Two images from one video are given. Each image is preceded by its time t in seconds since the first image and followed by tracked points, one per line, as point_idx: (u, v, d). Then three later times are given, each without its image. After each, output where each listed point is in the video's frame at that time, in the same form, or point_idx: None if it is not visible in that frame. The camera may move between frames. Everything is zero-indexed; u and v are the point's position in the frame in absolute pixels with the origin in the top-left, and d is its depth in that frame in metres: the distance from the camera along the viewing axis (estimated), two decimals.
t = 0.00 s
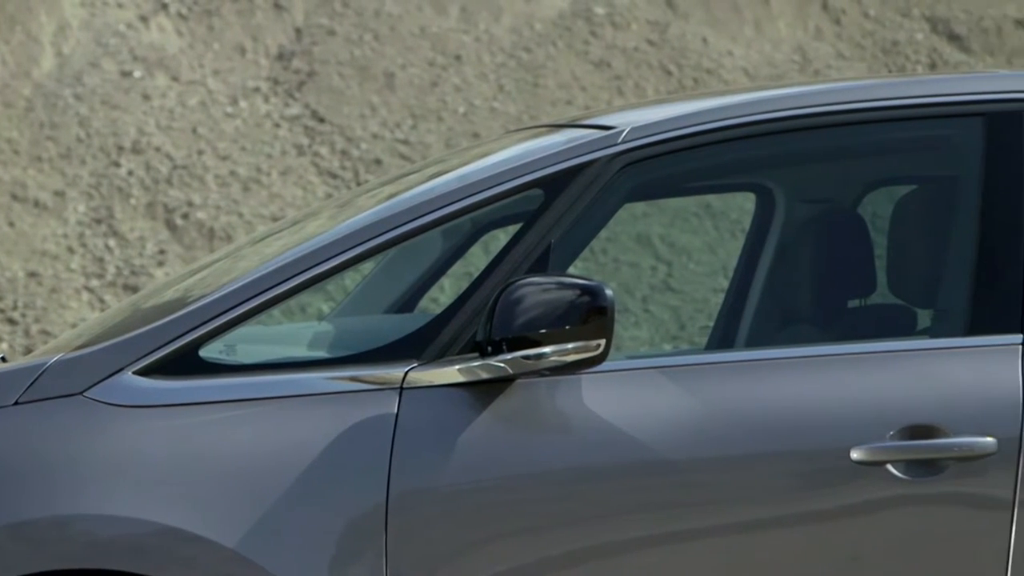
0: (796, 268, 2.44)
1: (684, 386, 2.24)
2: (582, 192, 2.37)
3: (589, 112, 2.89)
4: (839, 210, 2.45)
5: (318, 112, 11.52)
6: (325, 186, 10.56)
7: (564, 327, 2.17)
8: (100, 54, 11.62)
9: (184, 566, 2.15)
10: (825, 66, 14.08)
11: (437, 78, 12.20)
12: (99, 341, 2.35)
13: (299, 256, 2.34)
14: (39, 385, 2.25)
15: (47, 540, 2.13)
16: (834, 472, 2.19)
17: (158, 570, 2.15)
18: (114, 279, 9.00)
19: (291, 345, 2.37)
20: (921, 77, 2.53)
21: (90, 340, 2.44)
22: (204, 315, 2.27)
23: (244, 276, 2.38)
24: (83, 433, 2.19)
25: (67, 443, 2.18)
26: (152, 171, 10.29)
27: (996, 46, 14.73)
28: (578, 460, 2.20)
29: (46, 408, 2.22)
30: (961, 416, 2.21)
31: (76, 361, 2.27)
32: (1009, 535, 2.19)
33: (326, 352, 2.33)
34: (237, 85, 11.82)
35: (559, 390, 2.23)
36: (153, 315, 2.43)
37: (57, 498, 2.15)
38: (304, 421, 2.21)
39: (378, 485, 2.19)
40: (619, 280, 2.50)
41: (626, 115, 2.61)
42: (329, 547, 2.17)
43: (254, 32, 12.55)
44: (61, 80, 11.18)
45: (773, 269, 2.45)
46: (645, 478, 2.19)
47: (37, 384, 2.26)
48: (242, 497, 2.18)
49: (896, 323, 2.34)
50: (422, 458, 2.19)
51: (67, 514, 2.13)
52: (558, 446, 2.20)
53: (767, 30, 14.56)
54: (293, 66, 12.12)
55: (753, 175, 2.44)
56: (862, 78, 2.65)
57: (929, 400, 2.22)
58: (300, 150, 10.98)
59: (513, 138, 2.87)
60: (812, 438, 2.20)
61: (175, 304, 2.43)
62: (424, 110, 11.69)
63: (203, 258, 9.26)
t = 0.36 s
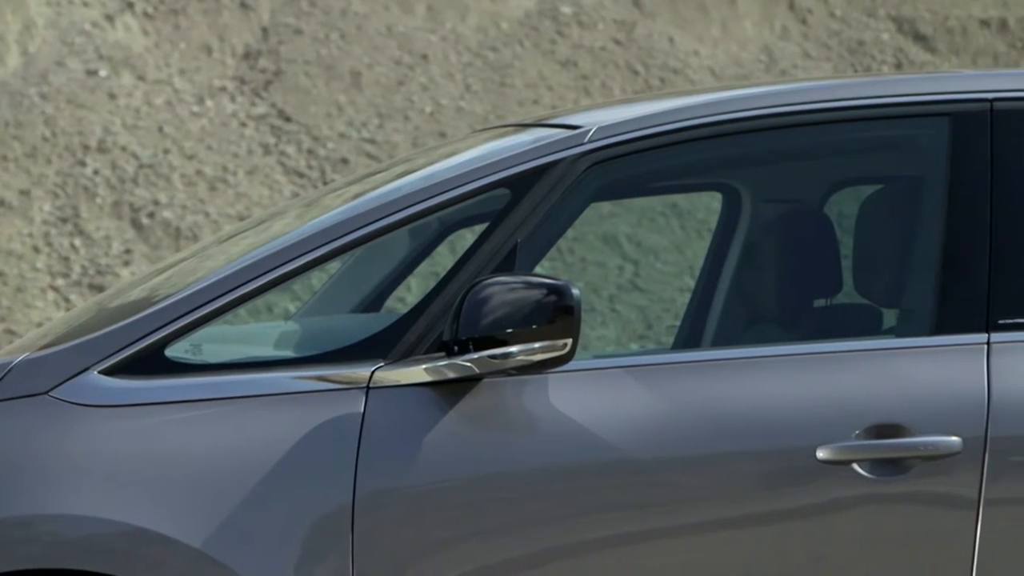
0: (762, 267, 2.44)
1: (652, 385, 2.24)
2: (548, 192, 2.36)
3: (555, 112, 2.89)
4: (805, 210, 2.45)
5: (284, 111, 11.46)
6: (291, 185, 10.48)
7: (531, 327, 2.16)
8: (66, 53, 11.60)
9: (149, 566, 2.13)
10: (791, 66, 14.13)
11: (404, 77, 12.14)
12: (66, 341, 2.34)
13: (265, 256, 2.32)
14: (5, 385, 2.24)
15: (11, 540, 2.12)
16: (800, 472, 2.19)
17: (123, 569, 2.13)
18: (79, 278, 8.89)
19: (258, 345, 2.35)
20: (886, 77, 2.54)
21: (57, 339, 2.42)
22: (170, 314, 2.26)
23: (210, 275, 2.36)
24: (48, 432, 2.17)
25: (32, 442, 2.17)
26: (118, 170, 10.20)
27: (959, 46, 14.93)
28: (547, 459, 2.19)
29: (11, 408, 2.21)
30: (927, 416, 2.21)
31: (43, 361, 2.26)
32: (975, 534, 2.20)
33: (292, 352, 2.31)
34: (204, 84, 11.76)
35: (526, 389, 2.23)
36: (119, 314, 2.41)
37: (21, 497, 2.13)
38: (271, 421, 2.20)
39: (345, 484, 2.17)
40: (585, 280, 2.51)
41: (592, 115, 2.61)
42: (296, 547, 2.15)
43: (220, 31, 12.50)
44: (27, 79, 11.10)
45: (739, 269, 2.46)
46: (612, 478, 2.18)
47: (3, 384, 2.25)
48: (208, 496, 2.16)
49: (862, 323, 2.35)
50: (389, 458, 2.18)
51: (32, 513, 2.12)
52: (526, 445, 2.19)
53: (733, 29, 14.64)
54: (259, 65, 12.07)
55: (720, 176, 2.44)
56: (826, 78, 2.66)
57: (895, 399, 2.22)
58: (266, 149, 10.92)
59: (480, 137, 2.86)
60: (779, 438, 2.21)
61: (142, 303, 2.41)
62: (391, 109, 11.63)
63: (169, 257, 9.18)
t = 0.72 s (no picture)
0: (731, 266, 2.44)
1: (619, 385, 2.24)
2: (516, 192, 2.35)
3: (522, 112, 2.89)
4: (772, 210, 2.45)
5: (252, 111, 11.41)
6: (259, 185, 10.41)
7: (498, 327, 2.15)
8: (32, 51, 11.45)
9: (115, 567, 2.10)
10: (758, 65, 14.20)
11: (371, 77, 12.10)
12: (32, 341, 2.31)
13: (233, 255, 2.30)
14: None
15: None
16: (767, 471, 2.19)
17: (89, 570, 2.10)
18: (46, 278, 8.78)
19: (225, 345, 2.33)
20: (851, 78, 2.55)
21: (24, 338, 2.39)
22: (138, 313, 2.24)
23: (178, 274, 2.34)
24: (15, 432, 2.14)
25: None
26: (85, 169, 10.10)
27: (925, 47, 15.07)
28: (515, 459, 2.18)
29: None
30: (892, 416, 2.22)
31: (10, 360, 2.24)
32: (941, 533, 2.20)
33: (260, 352, 2.29)
34: (171, 83, 11.69)
35: (495, 389, 2.21)
36: (85, 314, 2.38)
37: None
38: (238, 421, 2.17)
39: (312, 484, 2.15)
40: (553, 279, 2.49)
41: (559, 115, 2.61)
42: (263, 547, 2.13)
43: (187, 31, 12.44)
44: None
45: (708, 268, 2.46)
46: (581, 478, 2.18)
47: None
48: (175, 495, 2.13)
49: (829, 322, 2.35)
50: (357, 457, 2.16)
51: None
52: (494, 445, 2.18)
53: (700, 29, 14.72)
54: (227, 65, 12.01)
55: (688, 175, 2.44)
56: (791, 79, 2.66)
57: (862, 398, 2.23)
58: (233, 149, 10.85)
59: (447, 137, 2.86)
60: (747, 438, 2.20)
61: (108, 303, 2.39)
62: (359, 109, 11.58)
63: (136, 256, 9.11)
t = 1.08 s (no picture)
0: (699, 265, 2.44)
1: (589, 384, 2.23)
2: (485, 191, 2.34)
3: (490, 110, 2.88)
4: (741, 209, 2.45)
5: (221, 110, 11.35)
6: (228, 184, 10.35)
7: (468, 325, 2.15)
8: None
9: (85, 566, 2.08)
10: (727, 64, 14.25)
11: (341, 75, 12.05)
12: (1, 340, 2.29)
13: (201, 254, 2.28)
14: None
15: None
16: (737, 471, 2.19)
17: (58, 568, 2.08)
18: (14, 277, 8.65)
19: (194, 344, 2.31)
20: (819, 78, 2.55)
21: None
22: (106, 313, 2.22)
23: (147, 273, 2.32)
24: None
25: None
26: (53, 168, 10.01)
27: (894, 46, 15.17)
28: (486, 458, 2.17)
29: None
30: (863, 415, 2.23)
31: None
32: (910, 530, 2.21)
33: (229, 351, 2.28)
34: (140, 82, 11.62)
35: (465, 388, 2.20)
36: (53, 313, 2.35)
37: None
38: (208, 420, 2.16)
39: (282, 483, 2.14)
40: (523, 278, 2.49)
41: (528, 114, 2.60)
42: (233, 547, 2.12)
43: (156, 30, 12.37)
44: None
45: (678, 267, 2.46)
46: (552, 477, 2.17)
47: None
48: (146, 495, 2.11)
49: (798, 322, 2.35)
50: (327, 456, 2.15)
51: None
52: (463, 445, 2.17)
53: (670, 29, 14.77)
54: (196, 63, 11.94)
55: (656, 175, 2.44)
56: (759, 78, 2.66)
57: (831, 397, 2.24)
58: (203, 147, 10.79)
59: (416, 136, 2.84)
60: (716, 436, 2.21)
61: (77, 302, 2.36)
62: (328, 108, 11.53)
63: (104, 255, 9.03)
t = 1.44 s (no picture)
0: (671, 263, 2.44)
1: (562, 382, 2.23)
2: (457, 190, 2.33)
3: (462, 109, 2.87)
4: (713, 208, 2.45)
5: (192, 108, 11.28)
6: (199, 183, 10.29)
7: (440, 325, 2.14)
8: None
9: (56, 566, 2.07)
10: (699, 64, 14.29)
11: (312, 74, 12.00)
12: None
13: (173, 253, 2.26)
14: None
15: None
16: (708, 469, 2.19)
17: (30, 568, 2.06)
18: None
19: (165, 343, 2.29)
20: (790, 78, 2.56)
21: None
22: (77, 312, 2.20)
23: (118, 272, 2.30)
24: None
25: None
26: (24, 167, 9.92)
27: (866, 45, 15.24)
28: (457, 458, 2.16)
29: None
30: (834, 413, 2.23)
31: None
32: (881, 528, 2.22)
33: (200, 351, 2.26)
34: (111, 81, 11.55)
35: (437, 387, 2.20)
36: (24, 312, 2.33)
37: None
38: (179, 419, 2.14)
39: (253, 483, 2.12)
40: (495, 278, 2.48)
41: (500, 113, 2.59)
42: (205, 546, 2.10)
43: (128, 28, 12.30)
44: None
45: (650, 266, 2.46)
46: (523, 477, 2.16)
47: None
48: (118, 494, 2.09)
49: (769, 321, 2.36)
50: (298, 456, 2.13)
51: None
52: (435, 444, 2.16)
53: (641, 28, 14.78)
54: (167, 62, 11.87)
55: (628, 174, 2.44)
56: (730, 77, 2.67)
57: (803, 396, 2.24)
58: (174, 146, 10.72)
59: (388, 135, 2.83)
60: (688, 435, 2.20)
61: (48, 301, 2.34)
62: (300, 107, 11.48)
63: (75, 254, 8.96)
